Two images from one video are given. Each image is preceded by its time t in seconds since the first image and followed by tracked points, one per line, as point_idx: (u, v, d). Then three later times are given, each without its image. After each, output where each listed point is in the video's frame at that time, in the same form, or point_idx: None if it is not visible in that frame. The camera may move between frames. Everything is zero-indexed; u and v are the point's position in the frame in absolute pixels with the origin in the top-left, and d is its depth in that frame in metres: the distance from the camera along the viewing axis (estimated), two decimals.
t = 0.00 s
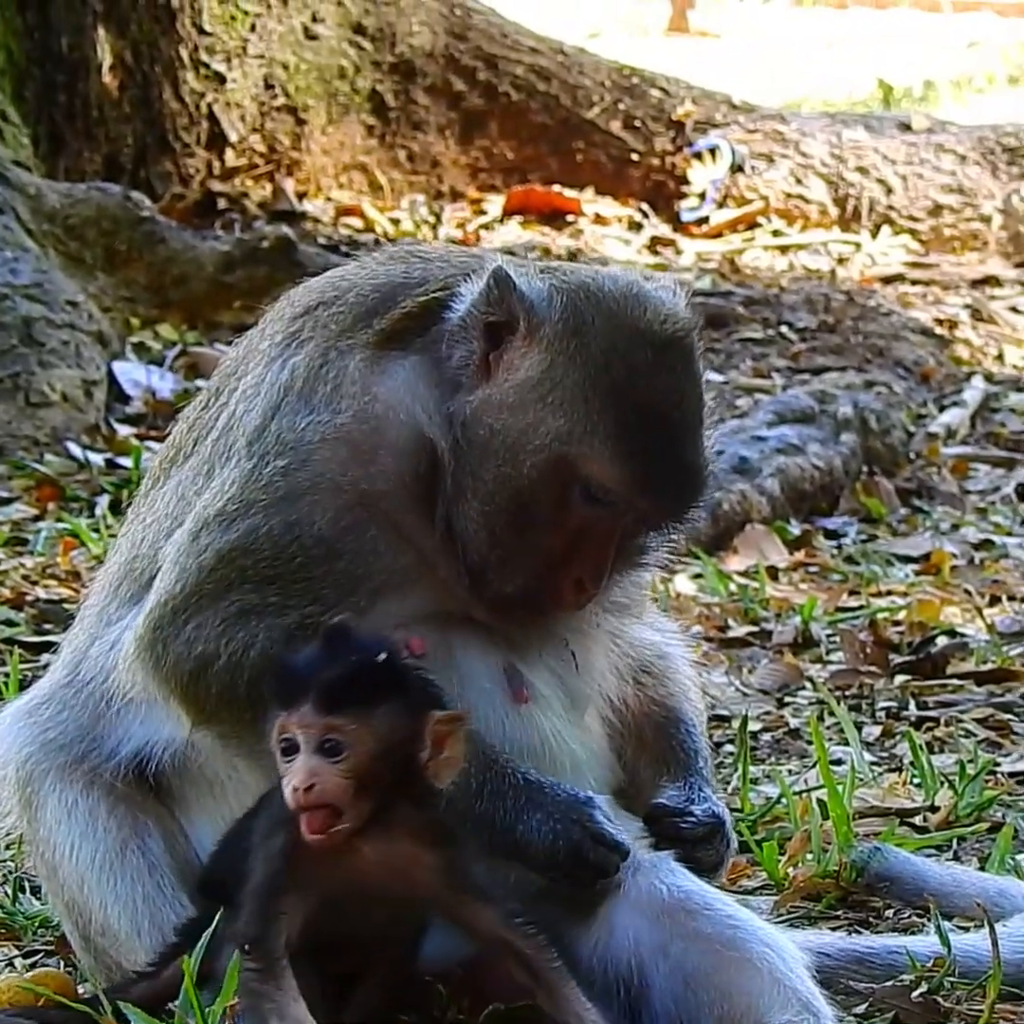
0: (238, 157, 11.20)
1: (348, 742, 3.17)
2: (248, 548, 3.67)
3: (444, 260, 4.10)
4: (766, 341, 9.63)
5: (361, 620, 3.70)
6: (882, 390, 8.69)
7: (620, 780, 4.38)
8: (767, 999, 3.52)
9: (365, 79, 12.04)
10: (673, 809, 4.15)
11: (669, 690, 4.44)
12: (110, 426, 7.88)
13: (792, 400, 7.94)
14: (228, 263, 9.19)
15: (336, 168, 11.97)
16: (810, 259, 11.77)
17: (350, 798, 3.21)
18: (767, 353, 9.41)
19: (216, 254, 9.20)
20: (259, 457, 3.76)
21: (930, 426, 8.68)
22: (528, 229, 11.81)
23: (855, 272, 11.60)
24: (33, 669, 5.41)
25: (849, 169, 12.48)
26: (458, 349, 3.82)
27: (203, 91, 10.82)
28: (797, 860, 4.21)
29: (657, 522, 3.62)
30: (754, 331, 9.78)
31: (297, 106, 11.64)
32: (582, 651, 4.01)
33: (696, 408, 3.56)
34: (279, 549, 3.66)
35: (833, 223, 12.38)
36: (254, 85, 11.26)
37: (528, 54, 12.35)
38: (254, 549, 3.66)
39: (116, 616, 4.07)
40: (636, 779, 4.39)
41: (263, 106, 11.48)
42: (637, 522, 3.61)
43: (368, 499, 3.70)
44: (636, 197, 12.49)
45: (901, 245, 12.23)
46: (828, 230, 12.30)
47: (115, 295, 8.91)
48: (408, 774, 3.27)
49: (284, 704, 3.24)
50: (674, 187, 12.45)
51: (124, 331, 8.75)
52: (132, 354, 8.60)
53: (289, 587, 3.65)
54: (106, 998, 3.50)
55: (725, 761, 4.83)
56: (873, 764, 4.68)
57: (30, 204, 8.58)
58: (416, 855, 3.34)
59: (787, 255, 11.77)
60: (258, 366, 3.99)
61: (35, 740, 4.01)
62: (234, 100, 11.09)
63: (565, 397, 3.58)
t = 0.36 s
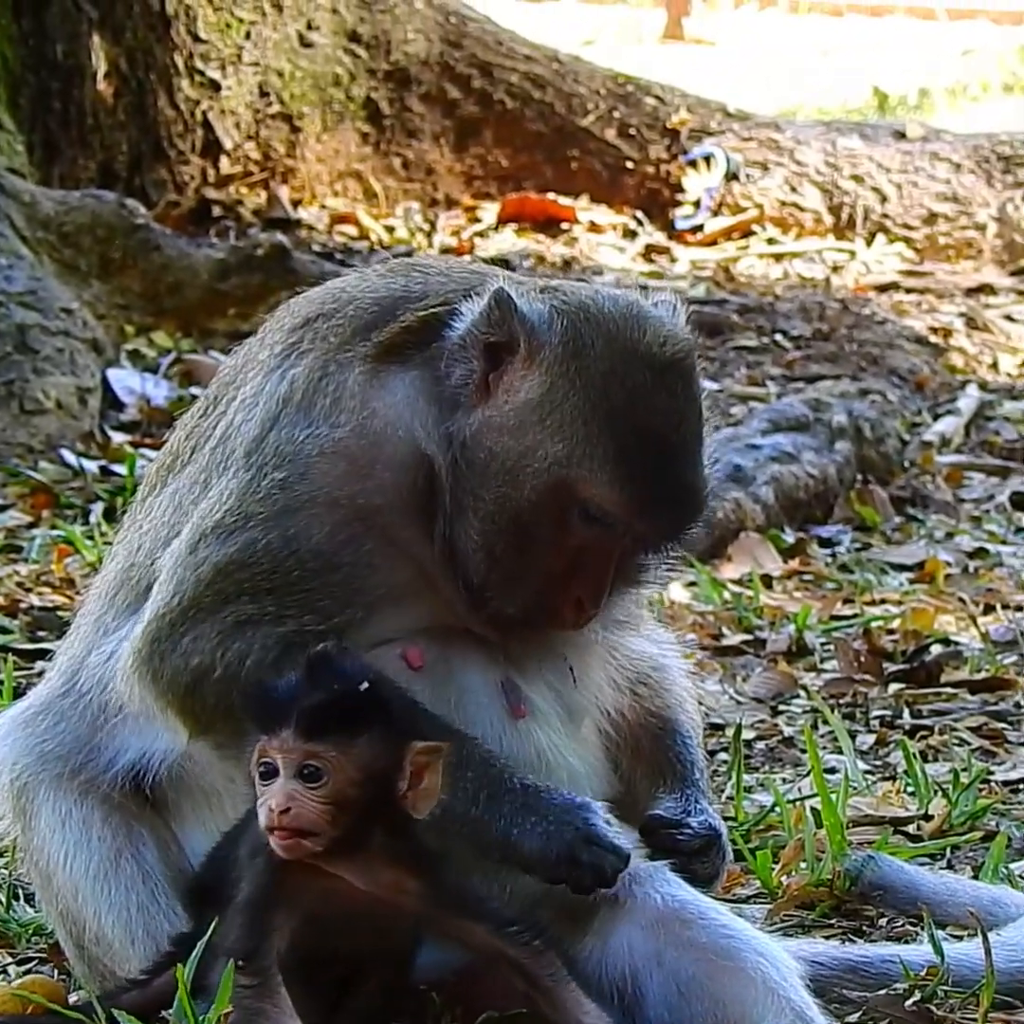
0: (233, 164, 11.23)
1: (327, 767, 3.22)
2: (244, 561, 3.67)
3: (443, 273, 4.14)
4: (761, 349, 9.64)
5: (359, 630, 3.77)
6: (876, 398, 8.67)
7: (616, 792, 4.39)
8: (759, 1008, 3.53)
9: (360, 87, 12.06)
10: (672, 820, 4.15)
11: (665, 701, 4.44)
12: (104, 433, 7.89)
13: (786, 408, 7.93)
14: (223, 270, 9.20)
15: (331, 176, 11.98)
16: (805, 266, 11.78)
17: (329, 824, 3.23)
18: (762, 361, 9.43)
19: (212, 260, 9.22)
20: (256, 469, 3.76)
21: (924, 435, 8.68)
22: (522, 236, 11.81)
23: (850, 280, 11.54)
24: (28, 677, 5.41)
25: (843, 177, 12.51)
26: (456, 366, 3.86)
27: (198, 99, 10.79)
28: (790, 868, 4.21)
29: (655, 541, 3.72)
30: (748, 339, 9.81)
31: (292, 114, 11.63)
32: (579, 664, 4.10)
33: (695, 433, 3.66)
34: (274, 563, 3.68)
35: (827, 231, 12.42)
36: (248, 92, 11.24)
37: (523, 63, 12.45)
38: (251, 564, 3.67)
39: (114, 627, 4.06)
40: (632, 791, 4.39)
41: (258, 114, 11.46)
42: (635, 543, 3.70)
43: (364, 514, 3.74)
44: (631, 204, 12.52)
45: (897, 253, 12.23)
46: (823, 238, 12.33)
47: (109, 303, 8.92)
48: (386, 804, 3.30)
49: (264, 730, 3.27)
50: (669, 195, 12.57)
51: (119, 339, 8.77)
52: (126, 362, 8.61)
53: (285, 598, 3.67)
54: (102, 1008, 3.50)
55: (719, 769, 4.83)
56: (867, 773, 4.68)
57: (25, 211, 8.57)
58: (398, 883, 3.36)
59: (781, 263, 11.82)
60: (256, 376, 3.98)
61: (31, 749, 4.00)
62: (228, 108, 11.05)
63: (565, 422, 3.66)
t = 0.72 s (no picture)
0: (230, 148, 11.35)
1: (264, 720, 3.19)
2: (230, 534, 3.69)
3: (442, 260, 4.19)
4: (757, 333, 9.73)
5: (346, 609, 3.75)
6: (874, 382, 8.82)
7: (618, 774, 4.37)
8: (756, 988, 3.49)
9: (357, 71, 12.18)
10: (675, 800, 4.16)
11: (664, 684, 4.45)
12: (102, 416, 7.92)
13: (782, 392, 8.06)
14: (219, 253, 9.25)
15: (327, 159, 12.00)
16: (803, 251, 12.00)
17: (264, 777, 3.21)
18: (758, 345, 9.53)
19: (208, 244, 9.27)
20: (249, 447, 3.77)
21: (921, 419, 8.79)
22: (519, 218, 11.82)
23: (847, 264, 11.84)
24: (24, 657, 5.40)
25: (841, 162, 12.79)
26: (456, 358, 3.90)
27: (195, 82, 10.89)
28: (786, 848, 4.22)
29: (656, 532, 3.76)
30: (746, 324, 9.88)
31: (288, 97, 11.75)
32: (580, 651, 4.06)
33: (693, 419, 3.71)
34: (259, 542, 3.69)
35: (824, 216, 12.65)
36: (246, 75, 11.40)
37: (519, 47, 12.58)
38: (234, 538, 3.69)
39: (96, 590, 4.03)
40: (636, 776, 4.36)
41: (255, 96, 11.60)
42: (636, 531, 3.74)
43: (352, 503, 3.77)
44: (627, 190, 12.59)
45: (894, 237, 12.49)
46: (819, 222, 12.55)
47: (105, 286, 8.92)
48: (324, 757, 3.28)
49: (201, 683, 3.26)
50: (666, 180, 12.63)
51: (115, 321, 8.81)
52: (125, 344, 8.64)
53: (270, 570, 3.69)
54: (97, 983, 3.50)
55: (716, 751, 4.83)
56: (863, 752, 4.68)
57: (21, 194, 8.59)
58: (343, 833, 3.31)
59: (778, 247, 12.04)
60: (257, 360, 3.98)
61: (25, 727, 4.00)
62: (225, 91, 11.17)
63: (564, 412, 3.71)
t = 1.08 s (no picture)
0: (227, 114, 11.24)
1: (313, 706, 3.07)
2: (223, 505, 3.69)
3: (439, 227, 4.10)
4: (755, 299, 9.82)
5: (341, 576, 3.77)
6: (872, 349, 8.97)
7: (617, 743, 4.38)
8: (754, 957, 3.52)
9: (354, 37, 12.07)
10: (678, 769, 4.20)
11: (668, 654, 4.45)
12: (98, 381, 7.93)
13: (781, 358, 8.09)
14: (217, 219, 9.23)
15: (324, 127, 11.88)
16: (800, 217, 12.24)
17: (310, 766, 3.09)
18: (756, 311, 9.64)
19: (205, 209, 9.23)
20: (243, 415, 3.77)
21: (919, 386, 8.96)
22: (517, 186, 11.89)
23: (845, 231, 12.10)
24: (21, 623, 5.40)
25: (838, 128, 13.01)
26: (451, 322, 3.87)
27: (192, 48, 10.81)
28: (783, 815, 4.24)
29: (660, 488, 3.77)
30: (743, 290, 9.95)
31: (285, 63, 11.61)
32: (575, 612, 4.05)
33: (692, 375, 3.72)
34: (252, 511, 3.69)
35: (823, 182, 12.93)
36: (244, 43, 11.33)
37: (517, 14, 12.65)
38: (228, 508, 3.69)
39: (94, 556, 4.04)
40: (636, 746, 4.37)
41: (252, 63, 11.47)
42: (638, 491, 3.75)
43: (345, 471, 3.76)
44: (626, 154, 12.82)
45: (892, 203, 12.75)
46: (817, 188, 12.84)
47: (103, 252, 8.92)
48: (371, 745, 3.16)
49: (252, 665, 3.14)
50: (664, 147, 12.88)
51: (113, 287, 8.79)
52: (121, 307, 8.67)
53: (259, 535, 3.68)
54: (94, 951, 3.50)
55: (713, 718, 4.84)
56: (860, 720, 4.70)
57: (18, 160, 8.58)
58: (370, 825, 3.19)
59: (776, 214, 12.27)
60: (251, 325, 3.98)
61: (22, 694, 4.01)
62: (222, 58, 11.09)
63: (560, 374, 3.70)
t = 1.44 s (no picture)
0: (225, 91, 11.31)
1: (289, 694, 3.18)
2: (227, 489, 3.68)
3: (443, 206, 4.08)
4: (753, 277, 9.90)
5: (343, 557, 3.76)
6: (871, 326, 9.18)
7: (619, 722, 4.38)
8: (753, 932, 3.52)
9: (352, 15, 12.17)
10: (678, 747, 4.19)
11: (668, 632, 4.45)
12: (97, 360, 7.96)
13: (778, 336, 8.33)
14: (216, 197, 9.37)
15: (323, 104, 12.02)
16: (798, 195, 12.33)
17: (285, 754, 3.19)
18: (754, 289, 9.71)
19: (205, 189, 9.38)
20: (244, 396, 3.75)
21: (916, 363, 9.20)
22: (515, 163, 12.05)
23: (845, 208, 12.18)
24: (20, 600, 5.39)
25: (837, 105, 13.25)
26: (451, 303, 3.85)
27: (190, 27, 10.81)
28: (783, 792, 4.25)
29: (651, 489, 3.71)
30: (741, 269, 10.03)
31: (284, 41, 11.73)
32: (575, 599, 4.04)
33: (690, 377, 3.64)
34: (255, 492, 3.68)
35: (821, 158, 13.10)
36: (241, 21, 11.36)
37: None
38: (231, 490, 3.68)
39: (96, 538, 4.02)
40: (637, 723, 4.36)
41: (249, 41, 11.57)
42: (627, 490, 3.69)
43: (348, 451, 3.73)
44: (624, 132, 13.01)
45: (891, 182, 12.90)
46: (816, 165, 12.99)
47: (102, 230, 9.02)
48: (351, 733, 3.25)
49: (227, 653, 3.23)
50: (661, 124, 13.05)
51: (111, 265, 8.87)
52: (119, 286, 8.73)
53: (263, 515, 3.67)
54: (93, 929, 3.51)
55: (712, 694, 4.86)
56: (859, 697, 4.71)
57: (16, 138, 8.61)
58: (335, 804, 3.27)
59: (775, 192, 12.32)
60: (253, 304, 3.96)
61: (21, 674, 4.01)
62: (220, 36, 11.12)
63: (555, 366, 3.67)
